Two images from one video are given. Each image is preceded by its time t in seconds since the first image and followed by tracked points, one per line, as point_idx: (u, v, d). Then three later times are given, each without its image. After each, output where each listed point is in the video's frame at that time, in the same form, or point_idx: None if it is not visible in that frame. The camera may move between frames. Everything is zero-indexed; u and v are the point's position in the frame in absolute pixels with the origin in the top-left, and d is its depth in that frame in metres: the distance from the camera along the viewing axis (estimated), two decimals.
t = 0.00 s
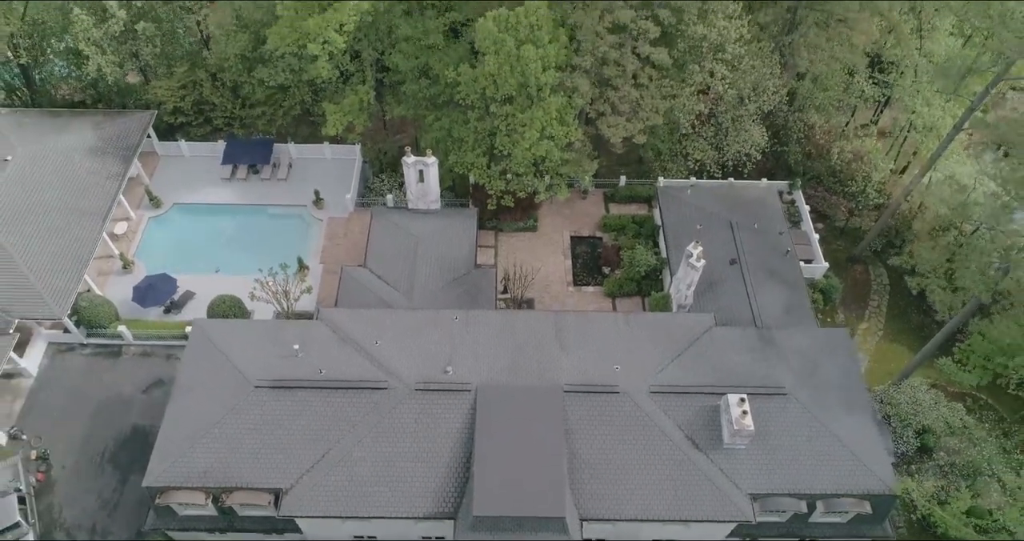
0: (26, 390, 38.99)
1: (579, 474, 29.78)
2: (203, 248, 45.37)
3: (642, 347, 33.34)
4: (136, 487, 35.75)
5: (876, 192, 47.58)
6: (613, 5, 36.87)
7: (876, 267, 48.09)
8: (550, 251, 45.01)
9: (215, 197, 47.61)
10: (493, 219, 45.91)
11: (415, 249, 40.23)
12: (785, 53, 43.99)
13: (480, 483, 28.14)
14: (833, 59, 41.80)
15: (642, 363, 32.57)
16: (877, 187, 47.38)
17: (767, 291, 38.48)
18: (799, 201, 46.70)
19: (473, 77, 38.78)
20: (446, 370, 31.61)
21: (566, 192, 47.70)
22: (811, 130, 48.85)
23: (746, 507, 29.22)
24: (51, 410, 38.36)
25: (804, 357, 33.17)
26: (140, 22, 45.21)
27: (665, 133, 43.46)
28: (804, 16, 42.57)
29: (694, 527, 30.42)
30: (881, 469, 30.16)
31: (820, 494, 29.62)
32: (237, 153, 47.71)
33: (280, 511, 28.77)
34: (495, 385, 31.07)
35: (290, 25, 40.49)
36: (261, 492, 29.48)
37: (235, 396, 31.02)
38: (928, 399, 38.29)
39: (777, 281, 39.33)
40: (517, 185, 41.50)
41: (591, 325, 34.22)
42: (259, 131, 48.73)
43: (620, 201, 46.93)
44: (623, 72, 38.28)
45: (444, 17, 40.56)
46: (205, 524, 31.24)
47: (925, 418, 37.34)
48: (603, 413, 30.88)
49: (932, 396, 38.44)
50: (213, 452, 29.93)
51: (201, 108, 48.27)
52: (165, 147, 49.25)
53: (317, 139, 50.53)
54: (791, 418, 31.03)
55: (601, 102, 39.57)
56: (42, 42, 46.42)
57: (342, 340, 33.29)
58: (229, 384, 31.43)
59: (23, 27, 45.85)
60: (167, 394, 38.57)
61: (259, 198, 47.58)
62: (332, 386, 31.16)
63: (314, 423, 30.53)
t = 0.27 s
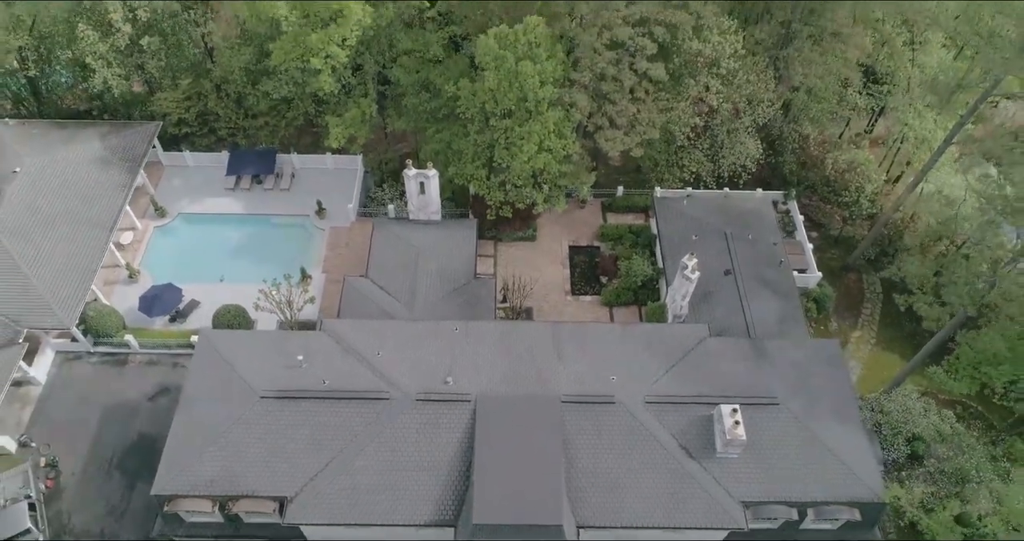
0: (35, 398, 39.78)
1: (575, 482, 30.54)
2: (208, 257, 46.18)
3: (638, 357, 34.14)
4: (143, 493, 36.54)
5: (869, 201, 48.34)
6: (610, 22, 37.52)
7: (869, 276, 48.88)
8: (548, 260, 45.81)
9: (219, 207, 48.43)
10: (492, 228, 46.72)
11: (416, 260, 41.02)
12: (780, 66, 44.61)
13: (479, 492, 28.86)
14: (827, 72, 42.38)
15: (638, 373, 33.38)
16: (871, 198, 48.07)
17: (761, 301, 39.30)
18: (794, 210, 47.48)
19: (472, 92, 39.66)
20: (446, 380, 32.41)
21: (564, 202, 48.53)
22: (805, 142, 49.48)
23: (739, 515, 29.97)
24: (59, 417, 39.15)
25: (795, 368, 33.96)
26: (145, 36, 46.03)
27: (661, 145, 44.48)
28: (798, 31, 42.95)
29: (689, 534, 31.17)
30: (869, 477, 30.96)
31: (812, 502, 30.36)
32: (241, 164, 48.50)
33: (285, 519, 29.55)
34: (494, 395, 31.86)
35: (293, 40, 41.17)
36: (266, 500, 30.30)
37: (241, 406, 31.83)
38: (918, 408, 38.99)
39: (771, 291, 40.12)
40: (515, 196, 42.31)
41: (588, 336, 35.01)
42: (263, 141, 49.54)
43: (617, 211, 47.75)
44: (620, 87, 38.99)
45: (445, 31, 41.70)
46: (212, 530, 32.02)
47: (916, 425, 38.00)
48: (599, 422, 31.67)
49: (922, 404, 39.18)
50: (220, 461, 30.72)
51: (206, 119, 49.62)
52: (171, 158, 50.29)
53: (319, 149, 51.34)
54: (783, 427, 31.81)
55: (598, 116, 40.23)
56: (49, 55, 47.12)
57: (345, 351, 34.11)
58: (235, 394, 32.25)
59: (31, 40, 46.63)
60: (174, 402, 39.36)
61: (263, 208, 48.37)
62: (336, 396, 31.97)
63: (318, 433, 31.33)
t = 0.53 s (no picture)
0: (47, 404, 40.67)
1: (575, 488, 31.36)
2: (215, 265, 47.02)
3: (636, 366, 34.97)
4: (153, 498, 37.39)
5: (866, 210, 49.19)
6: (610, 37, 38.15)
7: (865, 283, 49.50)
8: (549, 268, 46.65)
9: (225, 215, 49.27)
10: (494, 237, 47.58)
11: (419, 268, 41.85)
12: (777, 78, 45.35)
13: (482, 498, 29.66)
14: (822, 84, 43.03)
15: (637, 381, 34.23)
16: (866, 206, 48.87)
17: (757, 310, 40.14)
18: (790, 219, 48.26)
19: (474, 105, 40.53)
20: (450, 388, 33.26)
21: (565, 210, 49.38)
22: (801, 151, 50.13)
23: (734, 521, 30.82)
24: (70, 422, 40.04)
25: (790, 376, 34.80)
26: (154, 48, 46.84)
27: (659, 156, 45.52)
28: (794, 44, 43.89)
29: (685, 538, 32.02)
30: (861, 483, 31.79)
31: (805, 507, 31.21)
32: (247, 173, 49.32)
33: (293, 523, 30.44)
34: (496, 403, 32.70)
35: (300, 53, 41.97)
36: (275, 505, 31.28)
37: (250, 413, 32.68)
38: (911, 414, 39.66)
39: (767, 300, 40.93)
40: (517, 206, 43.18)
41: (587, 344, 35.84)
42: (268, 150, 50.38)
43: (617, 219, 48.58)
44: (620, 100, 39.88)
45: (448, 45, 42.63)
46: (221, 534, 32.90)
47: (909, 431, 38.84)
48: (598, 429, 32.49)
49: (915, 410, 39.87)
50: (229, 467, 31.59)
51: (212, 128, 50.42)
52: (177, 166, 50.94)
53: (323, 157, 52.14)
54: (777, 435, 32.62)
55: (597, 128, 40.93)
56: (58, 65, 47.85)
57: (350, 359, 34.97)
58: (244, 402, 33.10)
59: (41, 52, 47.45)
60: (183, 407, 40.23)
61: (268, 215, 49.20)
62: (342, 404, 32.84)
63: (324, 440, 32.19)
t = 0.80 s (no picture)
0: (55, 410, 41.37)
1: (574, 496, 31.82)
2: (219, 273, 47.72)
3: (633, 375, 35.68)
4: (159, 504, 38.06)
5: (861, 218, 49.89)
6: (606, 50, 38.83)
7: (860, 291, 49.99)
8: (548, 276, 47.35)
9: (229, 223, 49.99)
10: (494, 245, 48.31)
11: (420, 277, 42.54)
12: (772, 89, 46.08)
13: (482, 505, 30.19)
14: (817, 96, 43.14)
15: (634, 390, 34.94)
16: (862, 215, 49.47)
17: (753, 319, 40.82)
18: (786, 228, 48.90)
19: (475, 117, 41.26)
20: (450, 398, 33.98)
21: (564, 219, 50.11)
22: (797, 160, 50.55)
23: (729, 527, 31.45)
24: (78, 429, 40.74)
25: (784, 385, 35.49)
26: (159, 59, 47.43)
27: (656, 165, 46.09)
28: (788, 57, 44.66)
29: None
30: (853, 491, 32.48)
31: (798, 514, 31.89)
32: (250, 182, 50.03)
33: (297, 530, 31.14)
34: (495, 412, 33.36)
35: (303, 66, 42.82)
36: (280, 512, 32.03)
37: (255, 422, 33.38)
38: (904, 421, 40.30)
39: (763, 309, 41.60)
40: (516, 216, 43.88)
41: (586, 353, 36.53)
42: (271, 159, 51.10)
43: (615, 227, 49.31)
44: (617, 112, 40.61)
45: (449, 58, 43.36)
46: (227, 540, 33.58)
47: (902, 438, 39.48)
48: (596, 438, 33.12)
49: (907, 418, 40.48)
50: (235, 474, 32.28)
51: (216, 137, 50.91)
52: (181, 175, 51.76)
53: (326, 166, 52.82)
54: (771, 443, 33.27)
55: (596, 139, 41.27)
56: (63, 76, 48.30)
57: (353, 368, 35.67)
58: (249, 411, 33.80)
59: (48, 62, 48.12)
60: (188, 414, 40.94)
61: (272, 224, 49.93)
62: (345, 413, 33.57)
63: (328, 448, 32.87)
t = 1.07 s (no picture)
0: (63, 417, 42.19)
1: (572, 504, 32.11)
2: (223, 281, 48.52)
3: (629, 385, 36.49)
4: (165, 510, 38.84)
5: (856, 227, 50.60)
6: (603, 67, 39.27)
7: (855, 300, 50.61)
8: (547, 285, 48.14)
9: (232, 232, 50.81)
10: (494, 254, 49.09)
11: (421, 286, 43.29)
12: (766, 102, 46.95)
13: (481, 513, 30.62)
14: (809, 108, 44.42)
15: (630, 400, 35.74)
16: (856, 225, 50.25)
17: (747, 328, 41.61)
18: (782, 237, 49.63)
19: (475, 130, 42.02)
20: (451, 407, 34.75)
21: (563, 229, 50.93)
22: (793, 170, 51.20)
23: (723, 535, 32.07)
24: (85, 436, 41.55)
25: (777, 394, 36.26)
26: (164, 70, 47.89)
27: (654, 177, 47.05)
28: (782, 70, 45.51)
29: None
30: (844, 498, 33.19)
31: (790, 521, 32.55)
32: (254, 192, 50.90)
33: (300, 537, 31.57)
34: (494, 421, 34.07)
35: (306, 79, 43.69)
36: (285, 518, 32.38)
37: (260, 431, 34.17)
38: (896, 429, 41.03)
39: (757, 318, 42.37)
40: (516, 226, 44.67)
41: (583, 363, 37.32)
42: (275, 170, 51.98)
43: (613, 237, 50.15)
44: (614, 125, 41.31)
45: (450, 71, 44.09)
46: None
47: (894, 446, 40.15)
48: (593, 447, 33.74)
49: (899, 425, 41.22)
50: (240, 482, 32.98)
51: (221, 148, 51.97)
52: (186, 185, 52.72)
53: (328, 176, 53.69)
54: (764, 451, 34.00)
55: (595, 151, 42.12)
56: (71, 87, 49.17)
57: (356, 378, 36.48)
58: (254, 420, 34.56)
59: (55, 74, 48.66)
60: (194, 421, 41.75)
61: (275, 233, 50.74)
62: (348, 422, 34.36)
63: (331, 456, 33.60)
